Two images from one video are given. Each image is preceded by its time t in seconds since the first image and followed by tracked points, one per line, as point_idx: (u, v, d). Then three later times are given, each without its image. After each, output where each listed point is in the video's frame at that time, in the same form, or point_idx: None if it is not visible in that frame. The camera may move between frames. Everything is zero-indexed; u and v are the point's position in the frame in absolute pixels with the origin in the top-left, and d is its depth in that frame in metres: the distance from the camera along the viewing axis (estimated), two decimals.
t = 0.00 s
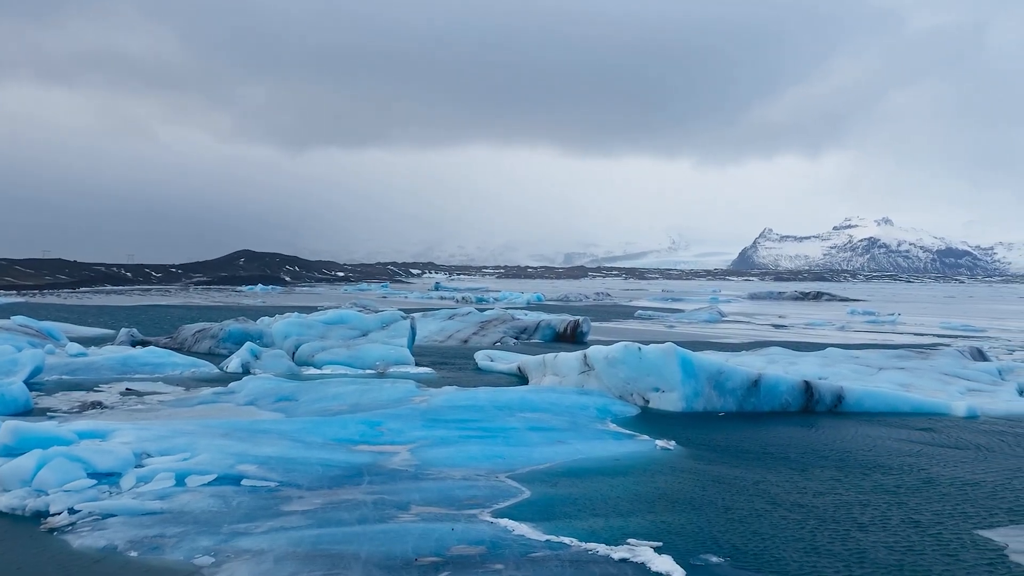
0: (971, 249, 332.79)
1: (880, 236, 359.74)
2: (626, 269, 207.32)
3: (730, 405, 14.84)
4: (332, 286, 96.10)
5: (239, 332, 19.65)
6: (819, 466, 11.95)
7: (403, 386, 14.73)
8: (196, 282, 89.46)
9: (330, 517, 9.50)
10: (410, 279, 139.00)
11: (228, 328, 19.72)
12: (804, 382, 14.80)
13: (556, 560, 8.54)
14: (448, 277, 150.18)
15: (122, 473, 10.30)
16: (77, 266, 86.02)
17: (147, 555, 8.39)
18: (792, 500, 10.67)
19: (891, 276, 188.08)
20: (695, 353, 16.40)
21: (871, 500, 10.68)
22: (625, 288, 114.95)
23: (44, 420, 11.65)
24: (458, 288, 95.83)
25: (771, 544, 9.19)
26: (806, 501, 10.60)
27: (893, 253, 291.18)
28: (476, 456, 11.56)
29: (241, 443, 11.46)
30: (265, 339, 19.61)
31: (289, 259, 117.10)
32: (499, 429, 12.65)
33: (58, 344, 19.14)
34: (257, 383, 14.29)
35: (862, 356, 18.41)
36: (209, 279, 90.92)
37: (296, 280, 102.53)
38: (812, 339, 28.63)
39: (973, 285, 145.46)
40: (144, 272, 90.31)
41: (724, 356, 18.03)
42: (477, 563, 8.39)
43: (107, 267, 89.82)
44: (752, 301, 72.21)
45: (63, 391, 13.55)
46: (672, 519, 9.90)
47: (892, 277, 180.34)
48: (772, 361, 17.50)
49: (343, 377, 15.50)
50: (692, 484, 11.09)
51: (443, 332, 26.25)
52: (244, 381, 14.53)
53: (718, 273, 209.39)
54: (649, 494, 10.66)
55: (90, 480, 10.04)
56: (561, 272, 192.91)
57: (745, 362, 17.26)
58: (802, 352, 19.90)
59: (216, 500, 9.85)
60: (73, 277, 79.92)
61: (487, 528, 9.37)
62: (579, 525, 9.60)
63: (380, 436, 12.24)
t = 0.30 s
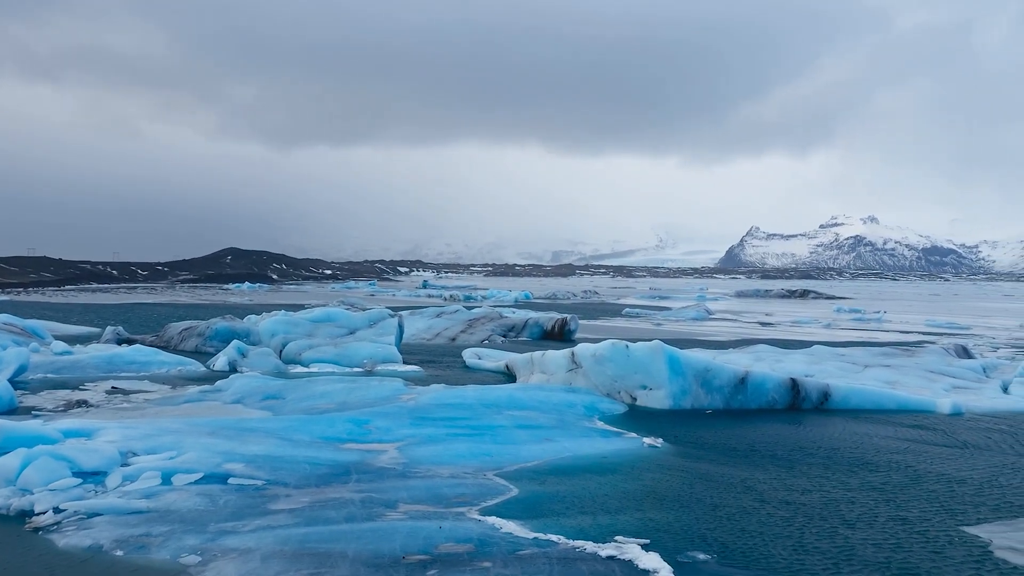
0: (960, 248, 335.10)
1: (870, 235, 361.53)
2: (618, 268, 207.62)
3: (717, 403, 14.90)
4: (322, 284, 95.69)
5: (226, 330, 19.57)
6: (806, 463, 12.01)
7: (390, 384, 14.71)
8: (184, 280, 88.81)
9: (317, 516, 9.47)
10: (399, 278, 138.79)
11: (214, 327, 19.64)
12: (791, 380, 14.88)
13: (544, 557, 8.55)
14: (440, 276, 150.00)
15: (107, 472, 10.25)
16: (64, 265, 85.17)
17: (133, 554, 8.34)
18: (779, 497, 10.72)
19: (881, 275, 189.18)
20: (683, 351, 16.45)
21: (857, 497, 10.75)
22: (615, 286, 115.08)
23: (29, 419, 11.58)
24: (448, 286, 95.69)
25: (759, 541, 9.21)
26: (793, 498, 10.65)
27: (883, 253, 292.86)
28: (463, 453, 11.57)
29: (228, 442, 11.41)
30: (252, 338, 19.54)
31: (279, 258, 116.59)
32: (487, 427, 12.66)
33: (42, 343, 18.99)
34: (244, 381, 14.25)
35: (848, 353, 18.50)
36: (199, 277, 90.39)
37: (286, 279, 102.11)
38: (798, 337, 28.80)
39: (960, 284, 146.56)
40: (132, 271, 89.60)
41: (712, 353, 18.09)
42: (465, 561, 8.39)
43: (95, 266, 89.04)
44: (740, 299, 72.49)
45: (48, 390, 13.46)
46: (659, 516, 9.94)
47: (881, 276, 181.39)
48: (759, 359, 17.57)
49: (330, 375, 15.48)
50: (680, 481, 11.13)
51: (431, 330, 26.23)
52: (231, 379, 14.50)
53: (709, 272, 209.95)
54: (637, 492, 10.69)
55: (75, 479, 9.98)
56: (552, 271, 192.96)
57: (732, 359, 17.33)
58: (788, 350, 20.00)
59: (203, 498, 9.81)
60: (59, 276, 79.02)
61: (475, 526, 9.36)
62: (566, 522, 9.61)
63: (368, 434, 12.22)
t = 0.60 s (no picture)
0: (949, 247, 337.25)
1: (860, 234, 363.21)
2: (610, 267, 207.81)
3: (705, 401, 14.96)
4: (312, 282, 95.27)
5: (213, 328, 19.51)
6: (795, 461, 12.05)
7: (379, 383, 14.70)
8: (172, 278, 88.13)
9: (305, 514, 9.45)
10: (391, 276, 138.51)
11: (202, 325, 19.58)
12: (779, 378, 14.95)
13: (533, 555, 8.56)
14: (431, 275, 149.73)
15: (94, 471, 10.20)
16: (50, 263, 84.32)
17: (119, 553, 8.31)
18: (767, 495, 10.76)
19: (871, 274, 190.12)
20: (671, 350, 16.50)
21: (845, 494, 10.80)
22: (605, 284, 115.05)
23: (14, 418, 11.51)
24: (434, 283, 95.15)
25: (747, 539, 9.25)
26: (782, 496, 10.70)
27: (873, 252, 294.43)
28: (452, 452, 11.57)
29: (216, 441, 11.37)
30: (240, 336, 19.49)
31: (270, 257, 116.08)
32: (476, 425, 12.66)
33: (27, 341, 18.87)
34: (232, 379, 14.22)
35: (835, 351, 18.60)
36: (181, 275, 89.41)
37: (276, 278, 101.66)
38: (786, 335, 28.91)
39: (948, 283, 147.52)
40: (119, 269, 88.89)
41: (700, 352, 18.15)
42: (453, 559, 8.39)
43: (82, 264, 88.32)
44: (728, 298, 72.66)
45: (34, 388, 13.39)
46: (648, 514, 9.96)
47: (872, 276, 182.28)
48: (746, 357, 17.64)
49: (318, 373, 15.45)
50: (668, 479, 11.17)
51: (419, 328, 26.20)
52: (218, 378, 14.45)
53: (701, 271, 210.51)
54: (626, 490, 10.71)
55: (61, 478, 9.92)
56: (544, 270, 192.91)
57: (720, 357, 17.39)
58: (776, 348, 20.09)
59: (190, 497, 9.77)
60: (44, 274, 78.12)
61: (463, 524, 9.36)
62: (555, 521, 9.62)
63: (357, 432, 12.21)
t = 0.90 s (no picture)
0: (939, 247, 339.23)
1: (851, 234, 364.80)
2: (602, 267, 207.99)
3: (694, 399, 15.01)
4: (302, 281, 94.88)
5: (201, 327, 19.46)
6: (784, 460, 12.09)
7: (367, 381, 14.69)
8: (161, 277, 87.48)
9: (294, 513, 9.43)
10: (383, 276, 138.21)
11: (190, 324, 19.53)
12: (767, 376, 15.01)
13: (522, 554, 8.56)
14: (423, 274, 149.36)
15: (81, 470, 10.15)
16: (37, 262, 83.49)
17: (106, 553, 8.27)
18: (756, 493, 10.80)
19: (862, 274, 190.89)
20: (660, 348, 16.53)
21: (834, 493, 10.84)
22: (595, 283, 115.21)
23: None
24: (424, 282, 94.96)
25: (736, 538, 9.27)
26: (771, 495, 10.73)
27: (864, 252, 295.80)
28: (441, 450, 11.57)
29: (204, 440, 11.33)
30: (228, 335, 19.45)
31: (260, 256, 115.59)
32: (465, 424, 12.66)
33: (14, 340, 18.77)
34: (220, 378, 14.17)
35: (823, 350, 18.67)
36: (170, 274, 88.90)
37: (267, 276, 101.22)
38: (774, 334, 29.03)
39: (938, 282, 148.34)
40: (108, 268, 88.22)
41: (688, 350, 18.20)
42: (442, 557, 8.38)
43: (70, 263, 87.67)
44: (717, 297, 72.69)
45: (20, 387, 13.31)
46: (637, 512, 9.98)
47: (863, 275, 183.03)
48: (734, 355, 17.68)
49: (307, 372, 15.41)
50: (658, 478, 11.19)
51: (408, 327, 26.18)
52: (206, 376, 14.41)
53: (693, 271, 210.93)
54: (615, 488, 10.73)
55: (48, 478, 9.87)
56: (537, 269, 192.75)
57: (708, 356, 17.43)
58: (764, 346, 20.14)
59: (178, 497, 9.74)
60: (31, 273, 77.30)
61: (452, 523, 9.36)
62: (544, 519, 9.63)
63: (345, 431, 12.18)
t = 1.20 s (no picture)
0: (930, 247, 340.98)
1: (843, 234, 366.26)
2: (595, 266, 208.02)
3: (682, 398, 15.05)
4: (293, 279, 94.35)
5: (189, 326, 19.39)
6: (772, 458, 12.13)
7: (356, 380, 14.67)
8: (150, 275, 86.76)
9: (282, 512, 9.41)
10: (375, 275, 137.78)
11: (178, 322, 19.47)
12: (755, 375, 15.07)
13: (511, 552, 8.57)
14: (416, 273, 148.87)
15: (67, 470, 10.09)
16: (24, 261, 82.42)
17: (93, 553, 8.22)
18: (745, 492, 10.82)
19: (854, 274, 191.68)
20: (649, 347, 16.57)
21: (822, 491, 10.88)
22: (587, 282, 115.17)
23: None
24: (415, 280, 94.65)
25: (724, 535, 9.30)
26: (759, 493, 10.77)
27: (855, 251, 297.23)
28: (430, 449, 11.57)
29: (192, 439, 11.29)
30: (216, 334, 19.41)
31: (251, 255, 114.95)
32: (454, 422, 12.66)
33: None
34: (208, 377, 14.12)
35: (811, 348, 18.76)
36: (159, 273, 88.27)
37: (258, 275, 100.69)
38: (761, 332, 29.14)
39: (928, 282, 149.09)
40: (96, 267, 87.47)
41: (677, 349, 18.24)
42: (431, 556, 8.37)
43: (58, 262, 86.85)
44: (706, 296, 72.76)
45: (6, 387, 13.22)
46: (626, 511, 10.00)
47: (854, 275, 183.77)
48: (723, 354, 17.74)
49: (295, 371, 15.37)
50: (646, 476, 11.22)
51: (397, 325, 26.15)
52: (195, 375, 14.36)
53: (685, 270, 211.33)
54: (604, 486, 10.75)
55: (34, 478, 9.80)
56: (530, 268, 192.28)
57: (697, 355, 17.47)
58: (753, 345, 20.20)
59: (166, 496, 9.70)
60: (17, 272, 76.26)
61: (441, 522, 9.35)
62: (533, 518, 9.63)
63: (334, 430, 12.16)
